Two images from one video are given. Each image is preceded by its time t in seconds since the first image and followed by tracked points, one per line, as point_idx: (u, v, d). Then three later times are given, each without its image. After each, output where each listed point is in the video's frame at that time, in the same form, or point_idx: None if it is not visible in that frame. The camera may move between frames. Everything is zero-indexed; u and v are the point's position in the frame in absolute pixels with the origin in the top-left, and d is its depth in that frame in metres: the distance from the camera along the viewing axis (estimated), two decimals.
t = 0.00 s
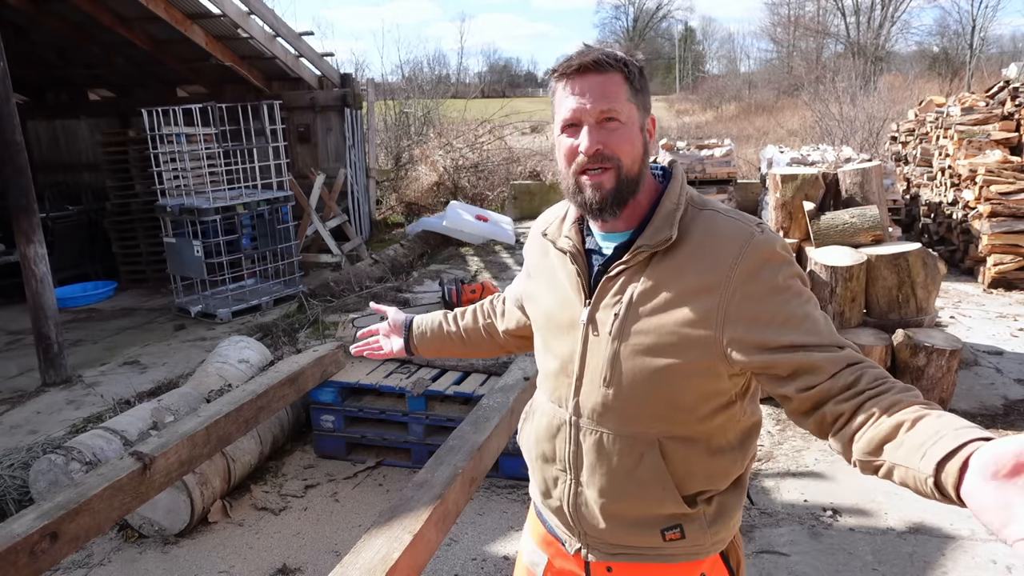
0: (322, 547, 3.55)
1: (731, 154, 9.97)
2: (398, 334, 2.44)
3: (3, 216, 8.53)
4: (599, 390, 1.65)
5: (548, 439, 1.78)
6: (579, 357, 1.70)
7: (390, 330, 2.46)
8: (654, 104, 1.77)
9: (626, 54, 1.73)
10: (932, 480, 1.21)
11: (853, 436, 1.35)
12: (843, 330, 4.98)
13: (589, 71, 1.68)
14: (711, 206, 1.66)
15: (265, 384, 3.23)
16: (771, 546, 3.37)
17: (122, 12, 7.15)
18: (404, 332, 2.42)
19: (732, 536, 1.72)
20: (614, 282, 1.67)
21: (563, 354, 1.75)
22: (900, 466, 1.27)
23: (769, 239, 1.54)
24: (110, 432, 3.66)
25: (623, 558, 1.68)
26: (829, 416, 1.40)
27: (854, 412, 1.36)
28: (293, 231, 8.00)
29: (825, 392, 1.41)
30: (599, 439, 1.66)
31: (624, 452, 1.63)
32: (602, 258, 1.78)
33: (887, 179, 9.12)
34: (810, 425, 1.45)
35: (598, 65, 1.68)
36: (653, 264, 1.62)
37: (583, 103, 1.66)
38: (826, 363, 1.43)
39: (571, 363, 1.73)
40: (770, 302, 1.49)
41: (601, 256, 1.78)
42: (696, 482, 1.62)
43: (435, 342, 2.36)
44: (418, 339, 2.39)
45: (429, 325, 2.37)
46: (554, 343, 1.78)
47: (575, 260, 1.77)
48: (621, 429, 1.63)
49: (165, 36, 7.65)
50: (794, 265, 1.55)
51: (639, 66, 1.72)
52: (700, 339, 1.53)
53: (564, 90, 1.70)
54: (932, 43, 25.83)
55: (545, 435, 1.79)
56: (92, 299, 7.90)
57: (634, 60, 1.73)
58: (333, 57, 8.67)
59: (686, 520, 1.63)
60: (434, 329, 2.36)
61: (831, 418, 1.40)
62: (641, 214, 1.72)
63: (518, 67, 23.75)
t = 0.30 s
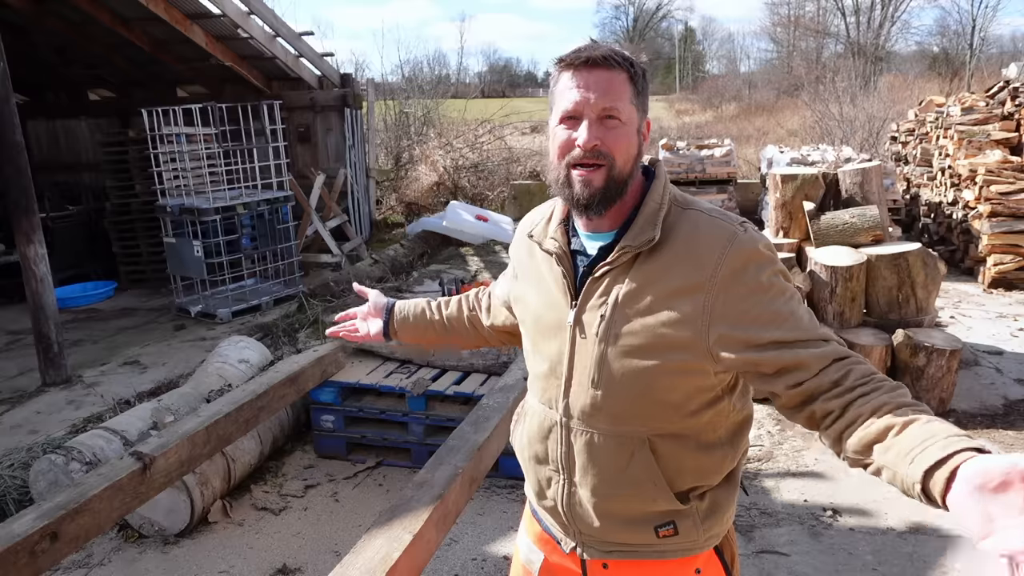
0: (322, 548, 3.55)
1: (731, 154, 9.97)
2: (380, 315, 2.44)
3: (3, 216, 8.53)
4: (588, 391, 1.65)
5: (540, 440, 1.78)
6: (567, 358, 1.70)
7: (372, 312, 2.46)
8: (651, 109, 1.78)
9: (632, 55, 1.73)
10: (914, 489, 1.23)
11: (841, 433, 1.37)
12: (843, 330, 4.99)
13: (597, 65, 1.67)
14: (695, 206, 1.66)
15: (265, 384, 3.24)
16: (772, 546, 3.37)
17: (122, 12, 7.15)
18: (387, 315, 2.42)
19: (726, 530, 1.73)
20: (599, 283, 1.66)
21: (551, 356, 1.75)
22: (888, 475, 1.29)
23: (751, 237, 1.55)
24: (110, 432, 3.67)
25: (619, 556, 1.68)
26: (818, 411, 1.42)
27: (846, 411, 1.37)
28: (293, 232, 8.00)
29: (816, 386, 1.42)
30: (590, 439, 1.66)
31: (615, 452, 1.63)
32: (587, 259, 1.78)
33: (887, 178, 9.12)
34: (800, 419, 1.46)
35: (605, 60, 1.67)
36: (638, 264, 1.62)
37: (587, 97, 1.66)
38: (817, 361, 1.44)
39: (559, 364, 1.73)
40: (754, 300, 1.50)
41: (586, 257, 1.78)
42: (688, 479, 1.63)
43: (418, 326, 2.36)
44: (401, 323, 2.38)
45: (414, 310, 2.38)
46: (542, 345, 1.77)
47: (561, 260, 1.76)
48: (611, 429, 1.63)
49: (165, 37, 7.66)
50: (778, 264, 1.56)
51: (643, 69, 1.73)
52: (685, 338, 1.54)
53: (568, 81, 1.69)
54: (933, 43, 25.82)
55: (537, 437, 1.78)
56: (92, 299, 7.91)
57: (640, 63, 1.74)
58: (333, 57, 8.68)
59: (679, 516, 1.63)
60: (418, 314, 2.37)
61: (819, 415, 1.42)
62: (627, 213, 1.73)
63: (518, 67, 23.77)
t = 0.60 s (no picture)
0: (322, 548, 3.55)
1: (731, 154, 9.97)
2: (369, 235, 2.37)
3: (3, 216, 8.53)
4: (585, 389, 1.65)
5: (535, 438, 1.77)
6: (563, 357, 1.70)
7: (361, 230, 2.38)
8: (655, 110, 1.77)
9: (636, 55, 1.72)
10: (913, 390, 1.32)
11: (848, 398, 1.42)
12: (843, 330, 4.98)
13: (597, 68, 1.67)
14: (692, 204, 1.66)
15: (265, 384, 3.24)
16: (772, 547, 3.37)
17: (122, 12, 7.15)
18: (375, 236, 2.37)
19: (720, 527, 1.74)
20: (596, 282, 1.66)
21: (546, 355, 1.74)
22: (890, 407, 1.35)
23: (747, 235, 1.56)
24: (110, 432, 3.67)
25: (613, 554, 1.69)
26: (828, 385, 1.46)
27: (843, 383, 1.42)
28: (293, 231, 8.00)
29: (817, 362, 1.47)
30: (586, 438, 1.65)
31: (612, 451, 1.63)
32: (585, 258, 1.77)
33: (887, 178, 9.12)
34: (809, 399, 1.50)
35: (606, 63, 1.67)
36: (635, 263, 1.62)
37: (586, 100, 1.66)
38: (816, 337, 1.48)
39: (555, 363, 1.72)
40: (749, 298, 1.52)
41: (584, 255, 1.77)
42: (683, 478, 1.63)
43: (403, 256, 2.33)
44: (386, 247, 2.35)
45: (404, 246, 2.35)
46: (537, 345, 1.77)
47: (558, 260, 1.76)
48: (608, 428, 1.63)
49: (165, 37, 7.66)
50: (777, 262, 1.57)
51: (647, 70, 1.72)
52: (683, 335, 1.54)
53: (568, 83, 1.69)
54: (932, 43, 25.82)
55: (532, 435, 1.78)
56: (93, 299, 7.91)
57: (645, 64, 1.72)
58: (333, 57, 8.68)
59: (674, 514, 1.64)
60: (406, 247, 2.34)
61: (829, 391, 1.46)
62: (626, 212, 1.72)
63: (518, 67, 23.76)
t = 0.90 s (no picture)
0: (322, 548, 3.55)
1: (731, 154, 9.97)
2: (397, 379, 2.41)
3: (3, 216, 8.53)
4: (589, 393, 1.65)
5: (538, 442, 1.78)
6: (569, 361, 1.70)
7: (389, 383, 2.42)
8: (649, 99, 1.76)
9: (625, 48, 1.71)
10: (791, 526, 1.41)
11: (778, 484, 1.46)
12: (843, 330, 4.98)
13: (587, 64, 1.66)
14: (698, 210, 1.65)
15: (265, 384, 3.24)
16: (772, 546, 3.37)
17: (122, 12, 7.15)
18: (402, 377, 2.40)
19: (724, 526, 1.74)
20: (602, 286, 1.66)
21: (550, 358, 1.75)
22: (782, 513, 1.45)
23: (756, 247, 1.54)
24: (110, 433, 3.67)
25: (617, 556, 1.69)
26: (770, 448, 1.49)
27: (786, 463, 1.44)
28: (293, 232, 8.00)
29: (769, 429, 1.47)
30: (591, 441, 1.66)
31: (615, 455, 1.63)
32: (590, 260, 1.76)
33: (887, 178, 9.12)
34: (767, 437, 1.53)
35: (595, 58, 1.66)
36: (642, 268, 1.61)
37: (579, 97, 1.65)
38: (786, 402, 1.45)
39: (559, 366, 1.72)
40: (753, 314, 1.49)
41: (589, 258, 1.77)
42: (688, 479, 1.63)
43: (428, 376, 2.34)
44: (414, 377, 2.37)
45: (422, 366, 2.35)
46: (541, 348, 1.77)
47: (561, 264, 1.76)
48: (611, 432, 1.63)
49: (165, 37, 7.66)
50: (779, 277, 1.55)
51: (636, 60, 1.71)
52: (685, 343, 1.54)
53: (561, 82, 1.68)
54: (932, 43, 25.84)
55: (536, 438, 1.78)
56: (93, 299, 7.91)
57: (634, 56, 1.71)
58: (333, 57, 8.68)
59: (678, 516, 1.64)
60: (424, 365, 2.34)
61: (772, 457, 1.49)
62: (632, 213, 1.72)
63: (518, 67, 23.76)
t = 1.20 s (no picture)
0: (322, 548, 3.55)
1: (731, 154, 9.98)
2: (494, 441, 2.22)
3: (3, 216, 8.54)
4: (594, 386, 1.65)
5: (541, 437, 1.78)
6: (574, 354, 1.70)
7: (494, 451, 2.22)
8: (646, 103, 1.61)
9: (604, 62, 1.57)
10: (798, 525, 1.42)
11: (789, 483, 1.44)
12: (843, 330, 4.98)
13: (561, 97, 1.55)
14: (708, 209, 1.64)
15: (265, 384, 3.24)
16: (772, 546, 3.37)
17: (122, 12, 7.15)
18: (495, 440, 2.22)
19: (724, 529, 1.73)
20: (610, 279, 1.65)
21: (556, 351, 1.75)
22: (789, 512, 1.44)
23: (765, 246, 1.53)
24: (110, 433, 3.67)
25: (616, 555, 1.68)
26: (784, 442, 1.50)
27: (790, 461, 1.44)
28: (293, 232, 7.99)
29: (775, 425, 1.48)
30: (594, 435, 1.66)
31: (619, 449, 1.63)
32: (598, 256, 1.74)
33: (887, 178, 9.12)
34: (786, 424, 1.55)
35: (566, 89, 1.54)
36: (652, 263, 1.61)
37: (556, 133, 1.57)
38: (790, 400, 1.45)
39: (565, 359, 1.73)
40: (761, 311, 1.49)
41: (597, 253, 1.75)
42: (690, 478, 1.63)
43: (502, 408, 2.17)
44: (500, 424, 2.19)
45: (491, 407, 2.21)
46: (549, 342, 1.77)
47: (570, 259, 1.75)
48: (617, 425, 1.63)
49: (165, 37, 7.66)
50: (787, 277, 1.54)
51: (620, 74, 1.56)
52: (691, 337, 1.54)
53: (541, 113, 1.61)
54: (932, 43, 25.85)
55: (538, 432, 1.78)
56: (93, 299, 7.91)
57: (616, 68, 1.57)
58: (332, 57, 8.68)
59: (679, 515, 1.63)
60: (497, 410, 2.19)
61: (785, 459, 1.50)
62: (639, 216, 1.68)
63: (518, 67, 23.76)
